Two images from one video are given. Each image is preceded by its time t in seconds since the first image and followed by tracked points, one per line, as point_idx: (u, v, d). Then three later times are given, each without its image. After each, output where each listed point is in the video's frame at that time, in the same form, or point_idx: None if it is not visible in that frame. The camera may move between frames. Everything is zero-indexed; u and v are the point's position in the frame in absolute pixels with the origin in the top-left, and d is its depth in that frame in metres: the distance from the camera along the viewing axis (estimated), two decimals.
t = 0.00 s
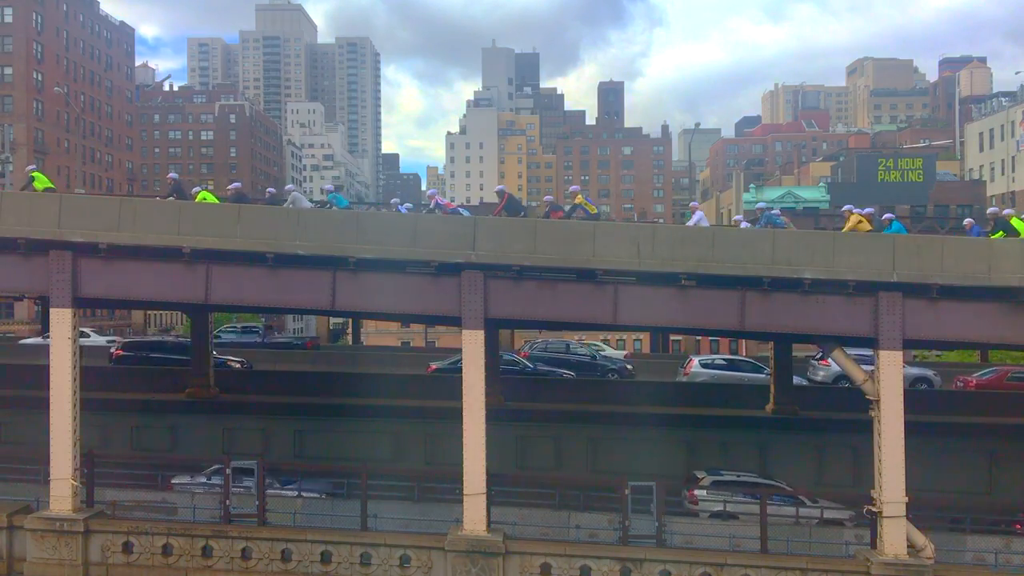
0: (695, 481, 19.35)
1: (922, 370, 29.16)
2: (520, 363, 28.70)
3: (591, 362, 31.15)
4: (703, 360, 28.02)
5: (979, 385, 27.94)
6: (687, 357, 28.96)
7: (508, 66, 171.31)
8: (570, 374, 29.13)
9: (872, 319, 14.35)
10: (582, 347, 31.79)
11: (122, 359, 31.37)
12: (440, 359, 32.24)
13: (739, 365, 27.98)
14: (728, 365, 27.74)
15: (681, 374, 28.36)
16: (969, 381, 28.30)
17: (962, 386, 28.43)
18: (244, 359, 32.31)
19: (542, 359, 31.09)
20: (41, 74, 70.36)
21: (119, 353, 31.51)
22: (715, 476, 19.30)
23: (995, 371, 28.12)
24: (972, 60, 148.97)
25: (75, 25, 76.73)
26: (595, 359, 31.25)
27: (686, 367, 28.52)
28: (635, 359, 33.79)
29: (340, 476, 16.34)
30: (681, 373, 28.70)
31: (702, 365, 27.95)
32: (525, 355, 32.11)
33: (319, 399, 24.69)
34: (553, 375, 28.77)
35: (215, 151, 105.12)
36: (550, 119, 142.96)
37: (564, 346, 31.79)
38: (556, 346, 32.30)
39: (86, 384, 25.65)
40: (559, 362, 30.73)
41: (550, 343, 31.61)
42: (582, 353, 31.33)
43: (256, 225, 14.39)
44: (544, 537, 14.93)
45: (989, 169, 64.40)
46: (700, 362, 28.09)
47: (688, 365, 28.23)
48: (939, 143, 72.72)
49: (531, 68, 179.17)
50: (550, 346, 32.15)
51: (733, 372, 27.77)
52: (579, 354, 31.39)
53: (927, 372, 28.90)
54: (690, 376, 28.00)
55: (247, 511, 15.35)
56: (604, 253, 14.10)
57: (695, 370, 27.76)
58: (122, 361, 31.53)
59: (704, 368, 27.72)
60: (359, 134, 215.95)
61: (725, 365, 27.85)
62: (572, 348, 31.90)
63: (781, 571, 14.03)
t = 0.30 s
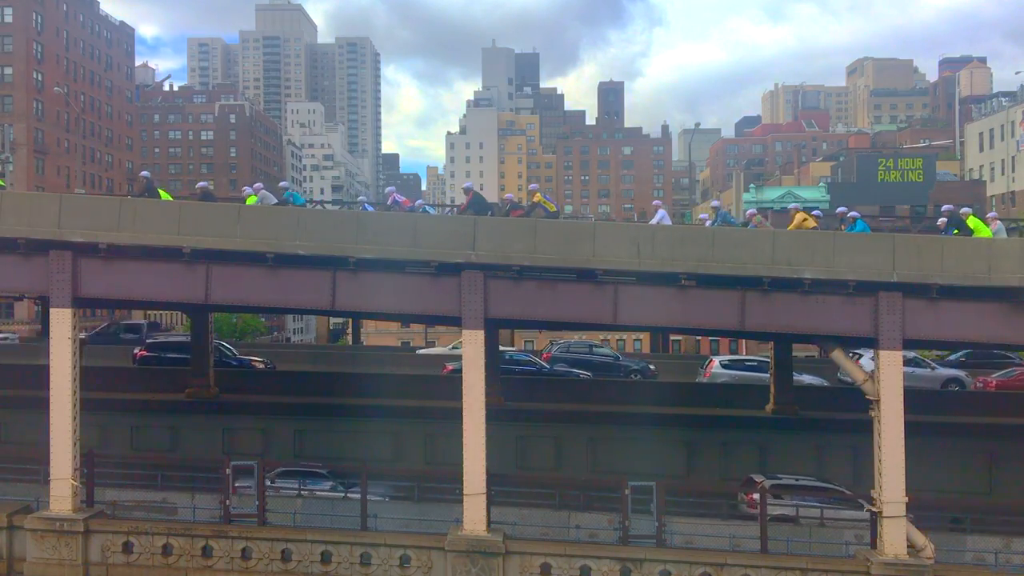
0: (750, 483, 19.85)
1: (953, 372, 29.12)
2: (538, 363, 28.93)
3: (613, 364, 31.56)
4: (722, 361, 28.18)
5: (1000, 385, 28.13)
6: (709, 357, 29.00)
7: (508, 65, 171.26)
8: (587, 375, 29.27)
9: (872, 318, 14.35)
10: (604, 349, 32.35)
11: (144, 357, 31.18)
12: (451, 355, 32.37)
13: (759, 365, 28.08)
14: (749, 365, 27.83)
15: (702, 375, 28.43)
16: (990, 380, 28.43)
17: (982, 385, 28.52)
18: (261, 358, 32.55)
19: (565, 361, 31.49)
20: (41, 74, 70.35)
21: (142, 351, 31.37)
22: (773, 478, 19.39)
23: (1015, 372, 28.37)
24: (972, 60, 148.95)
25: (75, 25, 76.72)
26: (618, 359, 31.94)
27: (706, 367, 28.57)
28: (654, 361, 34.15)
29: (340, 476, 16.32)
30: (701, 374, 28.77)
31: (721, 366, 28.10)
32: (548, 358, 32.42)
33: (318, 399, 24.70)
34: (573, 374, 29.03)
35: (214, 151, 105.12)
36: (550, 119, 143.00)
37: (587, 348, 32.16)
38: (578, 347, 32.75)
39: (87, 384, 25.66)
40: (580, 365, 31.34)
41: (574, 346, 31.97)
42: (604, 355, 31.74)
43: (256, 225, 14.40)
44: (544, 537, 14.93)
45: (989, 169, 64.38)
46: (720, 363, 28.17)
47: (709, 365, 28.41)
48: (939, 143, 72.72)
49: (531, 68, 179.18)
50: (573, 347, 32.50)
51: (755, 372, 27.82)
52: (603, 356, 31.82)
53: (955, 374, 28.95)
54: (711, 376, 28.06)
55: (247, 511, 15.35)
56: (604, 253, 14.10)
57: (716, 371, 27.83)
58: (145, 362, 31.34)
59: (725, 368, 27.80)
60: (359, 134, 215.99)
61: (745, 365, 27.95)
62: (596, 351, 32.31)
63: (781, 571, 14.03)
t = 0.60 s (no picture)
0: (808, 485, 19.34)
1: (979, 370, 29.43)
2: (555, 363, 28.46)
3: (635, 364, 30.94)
4: (744, 361, 28.26)
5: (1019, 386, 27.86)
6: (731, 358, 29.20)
7: (508, 65, 171.28)
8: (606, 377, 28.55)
9: (872, 318, 14.35)
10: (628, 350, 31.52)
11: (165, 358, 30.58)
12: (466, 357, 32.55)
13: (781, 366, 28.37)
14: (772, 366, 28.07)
15: (723, 375, 28.50)
16: (1008, 381, 28.17)
17: (1000, 386, 28.22)
18: (285, 359, 32.69)
19: (585, 362, 30.89)
20: (41, 74, 70.35)
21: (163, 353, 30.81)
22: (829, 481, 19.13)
23: None
24: (972, 60, 148.96)
25: (75, 25, 76.71)
26: (640, 360, 30.98)
27: (728, 368, 28.66)
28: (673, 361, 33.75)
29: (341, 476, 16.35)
30: (723, 374, 28.84)
31: (743, 366, 28.19)
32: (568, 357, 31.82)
33: (319, 398, 24.74)
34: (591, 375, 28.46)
35: (214, 151, 105.11)
36: (550, 119, 143.03)
37: (608, 348, 31.53)
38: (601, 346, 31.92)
39: (86, 384, 25.64)
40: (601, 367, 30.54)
41: (594, 346, 31.34)
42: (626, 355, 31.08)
43: (256, 226, 14.40)
44: (544, 537, 14.94)
45: (989, 169, 64.37)
46: (742, 364, 28.27)
47: (730, 366, 28.48)
48: (939, 143, 72.73)
49: (531, 68, 179.27)
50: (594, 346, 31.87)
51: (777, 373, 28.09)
52: (624, 356, 31.18)
53: (983, 373, 29.34)
54: (732, 377, 28.18)
55: (247, 511, 15.35)
56: (604, 253, 14.11)
57: (737, 372, 27.94)
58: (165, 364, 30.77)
59: (747, 369, 27.90)
60: (359, 134, 216.04)
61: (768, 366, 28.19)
62: (617, 350, 31.64)
63: (781, 571, 14.03)
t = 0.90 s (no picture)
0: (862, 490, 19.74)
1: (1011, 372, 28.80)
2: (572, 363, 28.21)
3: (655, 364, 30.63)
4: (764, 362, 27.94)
5: None
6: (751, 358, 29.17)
7: (508, 66, 171.29)
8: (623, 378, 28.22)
9: (872, 318, 14.35)
10: (648, 349, 31.12)
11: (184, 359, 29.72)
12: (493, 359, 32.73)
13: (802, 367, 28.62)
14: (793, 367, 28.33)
15: (743, 376, 28.30)
16: None
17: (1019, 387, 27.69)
18: (308, 362, 32.50)
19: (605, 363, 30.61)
20: (41, 74, 70.38)
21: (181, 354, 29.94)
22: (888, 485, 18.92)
23: None
24: (972, 60, 148.95)
25: (75, 25, 76.73)
26: (660, 361, 30.62)
27: (747, 368, 28.40)
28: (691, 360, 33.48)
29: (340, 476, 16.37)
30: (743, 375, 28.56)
31: (763, 367, 27.89)
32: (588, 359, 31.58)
33: (319, 398, 24.75)
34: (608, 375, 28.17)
35: (215, 151, 105.12)
36: (550, 119, 143.03)
37: (628, 348, 31.23)
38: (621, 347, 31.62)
39: (86, 384, 25.63)
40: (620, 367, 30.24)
41: (614, 347, 31.08)
42: (646, 356, 30.77)
43: (256, 225, 14.40)
44: (544, 537, 14.96)
45: (989, 169, 64.39)
46: (762, 364, 27.95)
47: (749, 367, 28.25)
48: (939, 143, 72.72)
49: (531, 68, 179.33)
50: (613, 346, 31.65)
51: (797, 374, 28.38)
52: (644, 356, 30.85)
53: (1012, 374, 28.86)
54: (751, 377, 28.06)
55: (246, 511, 15.35)
56: (603, 253, 14.11)
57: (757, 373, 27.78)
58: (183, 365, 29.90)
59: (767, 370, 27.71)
60: (359, 134, 216.09)
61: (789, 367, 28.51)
62: (638, 351, 31.34)
63: (781, 571, 14.03)
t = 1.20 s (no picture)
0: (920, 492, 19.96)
1: None
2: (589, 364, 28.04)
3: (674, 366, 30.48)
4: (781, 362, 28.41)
5: None
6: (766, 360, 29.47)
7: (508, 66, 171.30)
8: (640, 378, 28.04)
9: (872, 319, 14.35)
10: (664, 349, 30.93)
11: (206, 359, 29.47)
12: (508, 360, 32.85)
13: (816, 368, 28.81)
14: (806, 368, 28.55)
15: (760, 377, 28.55)
16: None
17: None
18: (326, 360, 32.52)
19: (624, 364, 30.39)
20: (41, 74, 70.39)
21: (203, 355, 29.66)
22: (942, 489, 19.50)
23: None
24: (972, 60, 148.97)
25: (75, 25, 76.71)
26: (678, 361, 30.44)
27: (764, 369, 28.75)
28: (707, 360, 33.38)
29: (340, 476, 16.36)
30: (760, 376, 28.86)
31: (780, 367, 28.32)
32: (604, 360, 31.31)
33: (319, 398, 24.74)
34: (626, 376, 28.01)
35: (215, 151, 105.11)
36: (550, 120, 143.02)
37: (645, 348, 31.07)
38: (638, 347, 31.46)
39: (86, 384, 25.60)
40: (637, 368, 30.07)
41: (632, 347, 30.85)
42: (663, 356, 30.59)
43: (256, 225, 14.40)
44: (544, 537, 14.96)
45: (989, 169, 64.38)
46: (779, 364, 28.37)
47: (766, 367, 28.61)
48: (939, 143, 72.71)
49: (531, 68, 179.40)
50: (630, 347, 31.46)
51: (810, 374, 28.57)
52: (661, 357, 30.68)
53: None
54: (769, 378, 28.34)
55: (247, 511, 15.35)
56: (603, 253, 14.11)
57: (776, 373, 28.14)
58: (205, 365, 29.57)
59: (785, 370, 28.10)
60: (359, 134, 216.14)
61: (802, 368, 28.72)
62: (656, 352, 31.13)
63: (781, 571, 14.03)
